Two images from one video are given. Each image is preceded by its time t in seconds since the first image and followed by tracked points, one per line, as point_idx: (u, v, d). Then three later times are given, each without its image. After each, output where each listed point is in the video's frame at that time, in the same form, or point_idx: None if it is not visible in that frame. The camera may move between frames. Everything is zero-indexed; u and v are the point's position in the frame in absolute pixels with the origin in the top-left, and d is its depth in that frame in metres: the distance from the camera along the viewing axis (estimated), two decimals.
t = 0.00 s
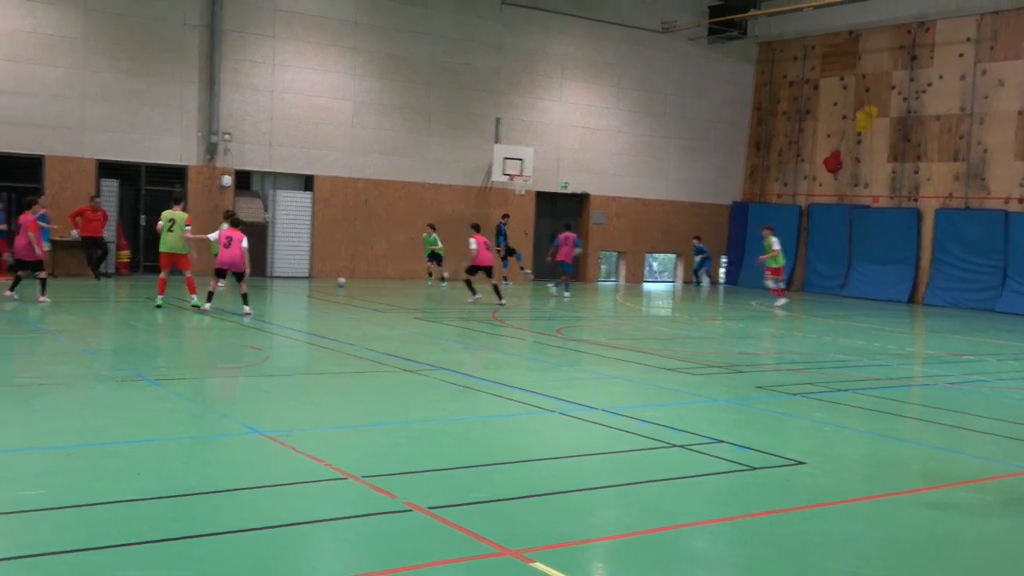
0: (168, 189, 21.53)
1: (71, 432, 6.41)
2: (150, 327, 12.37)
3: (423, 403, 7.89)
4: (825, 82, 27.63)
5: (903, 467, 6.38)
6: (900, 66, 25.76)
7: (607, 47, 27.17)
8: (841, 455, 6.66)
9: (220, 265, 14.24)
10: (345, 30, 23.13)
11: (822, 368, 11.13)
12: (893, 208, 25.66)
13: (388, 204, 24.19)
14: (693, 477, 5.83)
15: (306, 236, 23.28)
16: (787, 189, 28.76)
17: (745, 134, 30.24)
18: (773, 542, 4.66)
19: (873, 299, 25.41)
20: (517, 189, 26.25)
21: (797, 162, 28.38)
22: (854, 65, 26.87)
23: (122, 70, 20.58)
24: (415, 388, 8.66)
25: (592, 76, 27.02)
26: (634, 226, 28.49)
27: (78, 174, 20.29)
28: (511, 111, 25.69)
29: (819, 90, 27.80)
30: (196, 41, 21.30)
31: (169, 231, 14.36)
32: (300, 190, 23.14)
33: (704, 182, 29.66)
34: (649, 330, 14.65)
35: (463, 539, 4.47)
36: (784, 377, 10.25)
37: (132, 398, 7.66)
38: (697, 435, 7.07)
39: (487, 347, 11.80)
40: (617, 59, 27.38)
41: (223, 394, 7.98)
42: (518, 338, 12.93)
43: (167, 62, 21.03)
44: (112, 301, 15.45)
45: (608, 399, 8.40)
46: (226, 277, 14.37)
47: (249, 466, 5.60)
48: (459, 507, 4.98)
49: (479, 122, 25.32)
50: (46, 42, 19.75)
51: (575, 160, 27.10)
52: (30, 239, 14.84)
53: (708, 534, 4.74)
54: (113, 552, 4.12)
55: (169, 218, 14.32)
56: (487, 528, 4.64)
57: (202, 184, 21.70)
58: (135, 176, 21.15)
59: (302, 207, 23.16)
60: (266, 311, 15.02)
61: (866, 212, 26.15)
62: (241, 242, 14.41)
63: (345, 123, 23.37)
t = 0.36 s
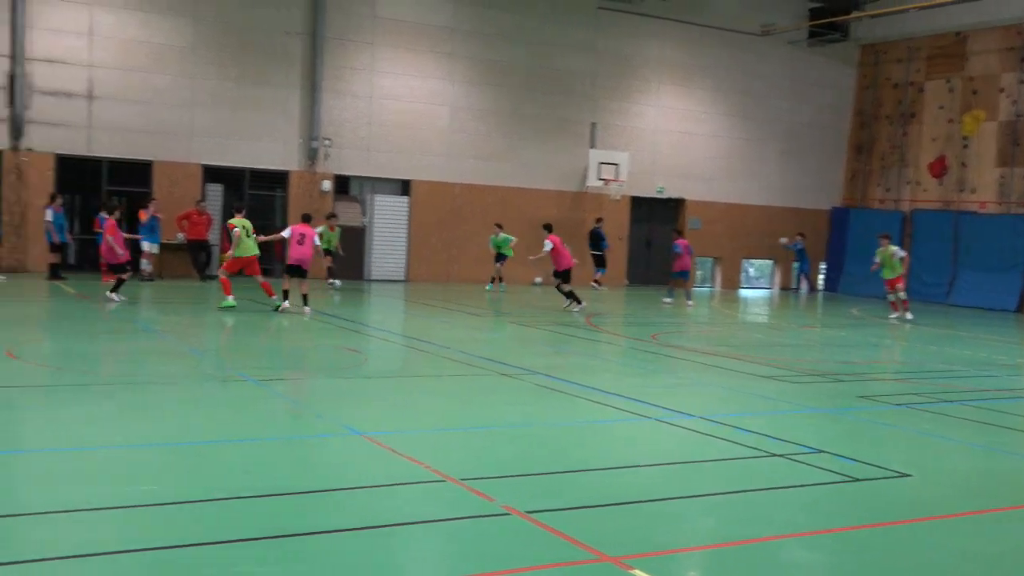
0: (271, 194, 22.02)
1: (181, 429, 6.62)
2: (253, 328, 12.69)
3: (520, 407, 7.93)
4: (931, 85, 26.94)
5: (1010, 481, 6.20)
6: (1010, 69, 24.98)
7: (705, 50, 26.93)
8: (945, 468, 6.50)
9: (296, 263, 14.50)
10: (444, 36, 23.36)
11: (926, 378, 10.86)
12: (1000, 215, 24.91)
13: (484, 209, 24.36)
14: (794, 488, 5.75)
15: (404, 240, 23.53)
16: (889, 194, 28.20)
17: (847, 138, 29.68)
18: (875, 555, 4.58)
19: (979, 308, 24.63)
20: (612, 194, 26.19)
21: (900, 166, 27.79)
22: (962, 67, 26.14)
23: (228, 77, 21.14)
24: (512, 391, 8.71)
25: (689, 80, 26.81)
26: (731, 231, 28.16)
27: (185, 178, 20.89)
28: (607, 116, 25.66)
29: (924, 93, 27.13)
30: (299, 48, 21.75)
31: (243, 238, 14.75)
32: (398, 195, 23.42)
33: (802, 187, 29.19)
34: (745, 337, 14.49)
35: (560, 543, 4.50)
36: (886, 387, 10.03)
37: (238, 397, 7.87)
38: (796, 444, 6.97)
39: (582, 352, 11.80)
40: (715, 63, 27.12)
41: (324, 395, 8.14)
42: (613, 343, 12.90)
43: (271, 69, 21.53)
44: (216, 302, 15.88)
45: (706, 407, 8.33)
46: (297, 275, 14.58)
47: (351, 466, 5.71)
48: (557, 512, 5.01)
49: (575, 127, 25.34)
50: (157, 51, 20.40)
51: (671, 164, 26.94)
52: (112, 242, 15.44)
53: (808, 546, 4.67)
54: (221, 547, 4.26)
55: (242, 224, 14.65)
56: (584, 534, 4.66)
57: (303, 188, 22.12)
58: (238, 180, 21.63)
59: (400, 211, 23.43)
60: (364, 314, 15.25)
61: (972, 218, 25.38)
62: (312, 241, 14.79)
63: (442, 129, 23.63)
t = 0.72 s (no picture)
0: (342, 200, 22.28)
1: (258, 431, 6.75)
2: (326, 332, 12.89)
3: (593, 411, 7.94)
4: (1010, 82, 26.31)
5: None
6: None
7: (776, 51, 26.65)
8: None
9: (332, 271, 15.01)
10: (512, 41, 23.45)
11: (1005, 382, 10.62)
12: None
13: (552, 212, 24.39)
14: (871, 494, 5.68)
15: (472, 244, 23.68)
16: (966, 195, 27.70)
17: (922, 138, 29.16)
18: (957, 563, 4.51)
19: None
20: (682, 197, 26.06)
21: (977, 166, 27.26)
22: None
23: (301, 85, 21.47)
24: (583, 395, 8.72)
25: (760, 81, 26.57)
26: (803, 234, 27.81)
27: (260, 184, 21.26)
28: (676, 118, 25.55)
29: (1003, 90, 26.52)
30: (370, 55, 21.99)
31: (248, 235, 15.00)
32: (467, 199, 23.60)
33: (876, 187, 28.73)
34: (819, 341, 14.30)
35: (635, 547, 4.51)
36: (965, 392, 9.84)
37: (314, 400, 8.00)
38: (874, 449, 6.88)
39: (652, 356, 11.77)
40: (786, 63, 26.83)
41: (398, 398, 8.23)
42: (682, 346, 12.85)
43: (342, 77, 21.80)
44: (291, 306, 16.15)
45: (780, 411, 8.26)
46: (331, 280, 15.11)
47: (426, 468, 5.78)
48: (630, 515, 5.01)
49: (644, 129, 25.25)
50: (232, 60, 20.79)
51: (741, 166, 26.73)
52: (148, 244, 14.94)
53: (886, 553, 4.61)
54: (301, 547, 4.35)
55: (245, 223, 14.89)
56: (659, 537, 4.66)
57: (374, 194, 22.38)
58: (311, 187, 21.95)
59: (469, 216, 23.59)
60: (435, 317, 15.38)
61: None
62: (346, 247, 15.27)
63: (511, 133, 23.72)
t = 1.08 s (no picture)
0: (391, 203, 22.43)
1: (312, 432, 6.84)
2: (375, 334, 12.98)
3: (642, 414, 7.94)
4: None
5: None
6: None
7: (826, 51, 26.42)
8: None
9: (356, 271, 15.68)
10: (561, 44, 23.48)
11: None
12: None
13: (600, 215, 24.35)
14: (927, 498, 5.63)
15: (519, 247, 23.71)
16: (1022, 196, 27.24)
17: (976, 139, 28.74)
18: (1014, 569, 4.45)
19: None
20: (731, 199, 25.90)
21: None
22: None
23: (351, 89, 21.66)
24: (633, 398, 8.71)
25: (810, 82, 26.35)
26: (854, 236, 27.50)
27: (309, 188, 21.47)
28: (725, 120, 25.42)
29: None
30: (419, 59, 22.15)
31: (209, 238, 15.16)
32: (515, 202, 23.65)
33: (929, 189, 28.36)
34: (872, 344, 14.14)
35: (688, 549, 4.51)
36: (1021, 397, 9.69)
37: (366, 401, 8.09)
38: (930, 454, 6.80)
39: (702, 359, 11.73)
40: (837, 64, 26.58)
41: (448, 400, 8.27)
42: (732, 350, 12.78)
43: (392, 81, 21.97)
44: (341, 309, 16.27)
45: (832, 415, 8.20)
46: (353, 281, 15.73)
47: (479, 470, 5.82)
48: (683, 518, 5.01)
49: (692, 132, 25.14)
50: (283, 66, 21.03)
51: (791, 168, 26.52)
52: (147, 248, 14.53)
53: (942, 558, 4.57)
54: (356, 546, 4.40)
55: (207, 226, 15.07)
56: (712, 540, 4.66)
57: (422, 197, 22.52)
58: (360, 191, 22.13)
59: (517, 219, 23.63)
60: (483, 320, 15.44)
61: None
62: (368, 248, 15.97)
63: (559, 136, 23.74)
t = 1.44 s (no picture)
0: (430, 202, 22.52)
1: (358, 429, 6.90)
2: (418, 332, 13.05)
3: (686, 411, 7.93)
4: None
5: None
6: None
7: (868, 45, 26.17)
8: None
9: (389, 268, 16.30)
10: (600, 41, 23.45)
11: None
12: None
13: (640, 212, 24.28)
14: (976, 494, 5.58)
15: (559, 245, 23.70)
16: None
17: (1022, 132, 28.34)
18: None
19: None
20: (772, 195, 25.73)
21: None
22: None
23: (391, 89, 21.77)
24: (676, 395, 8.70)
25: (852, 76, 26.11)
26: (898, 231, 27.20)
27: (350, 188, 21.59)
28: (766, 116, 25.25)
29: None
30: (458, 59, 22.23)
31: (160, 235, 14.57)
32: (554, 200, 23.65)
33: (974, 184, 28.01)
34: (916, 340, 14.00)
35: (734, 545, 4.50)
36: None
37: (409, 399, 8.15)
38: (978, 450, 6.74)
39: (744, 356, 11.68)
40: (879, 58, 26.33)
41: (492, 398, 8.31)
42: (774, 346, 12.71)
43: (431, 81, 22.07)
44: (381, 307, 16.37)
45: (877, 411, 8.14)
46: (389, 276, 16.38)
47: (523, 466, 5.85)
48: (729, 514, 5.01)
49: (732, 128, 25.01)
50: (323, 67, 21.18)
51: (833, 164, 26.29)
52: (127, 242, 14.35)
53: (992, 554, 4.53)
54: (402, 541, 4.44)
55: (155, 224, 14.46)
56: (758, 537, 4.64)
57: (462, 196, 22.59)
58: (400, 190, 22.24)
59: (556, 217, 23.63)
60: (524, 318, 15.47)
61: None
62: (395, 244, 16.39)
63: (598, 134, 23.71)
